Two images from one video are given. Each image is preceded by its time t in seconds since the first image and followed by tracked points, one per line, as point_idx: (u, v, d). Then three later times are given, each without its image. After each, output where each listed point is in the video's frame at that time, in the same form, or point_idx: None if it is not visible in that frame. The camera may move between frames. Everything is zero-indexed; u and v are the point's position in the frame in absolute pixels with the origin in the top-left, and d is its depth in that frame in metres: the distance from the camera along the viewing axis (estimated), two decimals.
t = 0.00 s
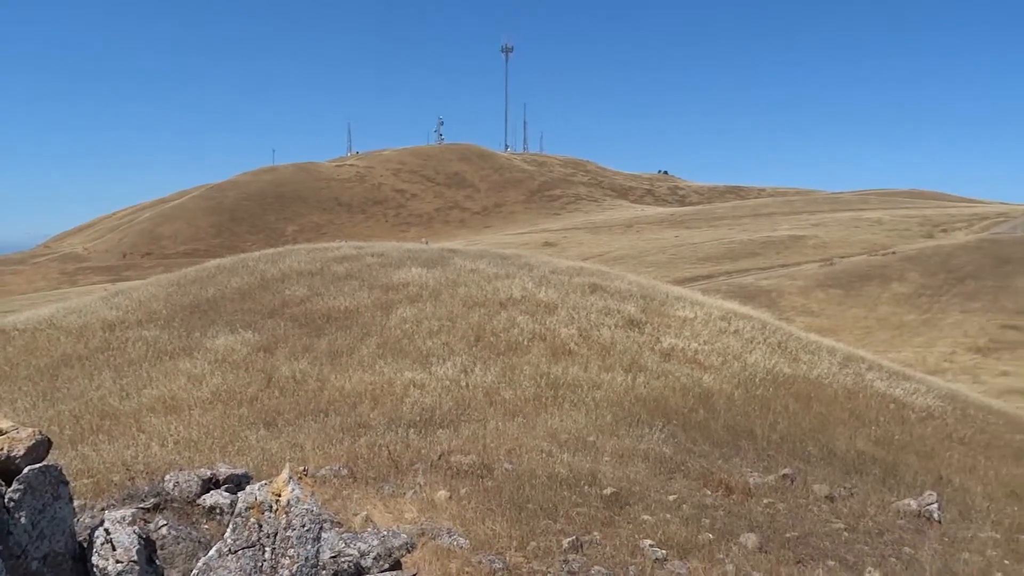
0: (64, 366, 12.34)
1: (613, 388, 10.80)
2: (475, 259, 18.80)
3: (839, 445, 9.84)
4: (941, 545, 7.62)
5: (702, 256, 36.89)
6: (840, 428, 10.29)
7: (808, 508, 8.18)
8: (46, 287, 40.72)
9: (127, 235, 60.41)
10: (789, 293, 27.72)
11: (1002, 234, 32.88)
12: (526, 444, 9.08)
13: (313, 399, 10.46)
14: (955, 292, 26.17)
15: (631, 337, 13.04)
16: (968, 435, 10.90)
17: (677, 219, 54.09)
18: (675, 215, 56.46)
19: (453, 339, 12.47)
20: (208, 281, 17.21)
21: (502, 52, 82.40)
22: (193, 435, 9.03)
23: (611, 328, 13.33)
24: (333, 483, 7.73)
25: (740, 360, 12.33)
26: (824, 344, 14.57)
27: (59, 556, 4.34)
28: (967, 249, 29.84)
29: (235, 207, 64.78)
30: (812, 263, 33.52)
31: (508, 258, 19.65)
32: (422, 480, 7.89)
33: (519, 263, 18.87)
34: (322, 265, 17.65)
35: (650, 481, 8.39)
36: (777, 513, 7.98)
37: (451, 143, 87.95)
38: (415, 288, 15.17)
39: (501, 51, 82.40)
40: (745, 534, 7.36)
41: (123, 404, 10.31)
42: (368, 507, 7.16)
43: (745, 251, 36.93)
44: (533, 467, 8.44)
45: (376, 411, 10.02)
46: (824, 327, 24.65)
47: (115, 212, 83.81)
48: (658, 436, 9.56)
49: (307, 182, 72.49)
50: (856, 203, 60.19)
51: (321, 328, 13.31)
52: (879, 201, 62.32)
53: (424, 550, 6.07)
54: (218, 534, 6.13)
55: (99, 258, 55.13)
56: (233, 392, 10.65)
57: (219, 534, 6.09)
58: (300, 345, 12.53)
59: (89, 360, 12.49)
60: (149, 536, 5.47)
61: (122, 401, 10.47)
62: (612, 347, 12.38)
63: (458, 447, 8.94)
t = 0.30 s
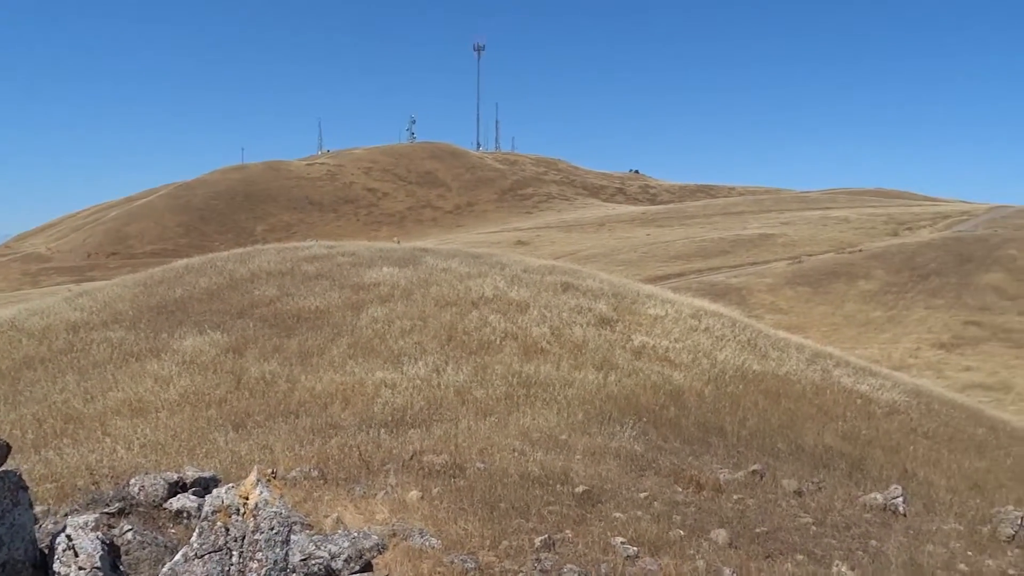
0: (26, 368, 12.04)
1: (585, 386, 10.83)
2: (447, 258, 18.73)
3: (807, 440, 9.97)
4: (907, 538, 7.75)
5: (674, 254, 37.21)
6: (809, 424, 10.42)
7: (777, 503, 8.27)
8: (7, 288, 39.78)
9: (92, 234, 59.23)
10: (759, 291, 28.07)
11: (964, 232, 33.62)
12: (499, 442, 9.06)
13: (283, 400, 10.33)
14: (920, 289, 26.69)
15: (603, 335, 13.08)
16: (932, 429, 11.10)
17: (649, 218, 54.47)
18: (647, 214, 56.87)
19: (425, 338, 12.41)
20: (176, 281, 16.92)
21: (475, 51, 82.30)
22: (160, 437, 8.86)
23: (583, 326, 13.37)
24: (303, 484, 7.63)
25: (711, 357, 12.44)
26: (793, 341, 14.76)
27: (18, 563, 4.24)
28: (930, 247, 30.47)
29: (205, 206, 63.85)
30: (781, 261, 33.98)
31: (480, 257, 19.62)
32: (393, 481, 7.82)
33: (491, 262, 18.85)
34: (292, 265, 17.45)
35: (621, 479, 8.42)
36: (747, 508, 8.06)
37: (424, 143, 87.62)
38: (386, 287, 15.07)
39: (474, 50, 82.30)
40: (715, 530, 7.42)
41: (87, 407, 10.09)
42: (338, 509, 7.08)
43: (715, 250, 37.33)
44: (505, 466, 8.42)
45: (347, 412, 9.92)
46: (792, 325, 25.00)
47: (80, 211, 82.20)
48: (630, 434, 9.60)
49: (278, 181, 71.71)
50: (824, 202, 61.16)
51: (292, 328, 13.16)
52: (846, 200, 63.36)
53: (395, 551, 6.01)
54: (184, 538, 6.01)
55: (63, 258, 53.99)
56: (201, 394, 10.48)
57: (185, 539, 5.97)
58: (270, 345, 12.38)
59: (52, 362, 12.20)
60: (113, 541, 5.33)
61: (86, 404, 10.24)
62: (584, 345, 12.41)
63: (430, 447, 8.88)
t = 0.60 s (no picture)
0: None
1: (557, 385, 10.84)
2: (420, 257, 18.63)
3: (776, 436, 10.09)
4: (873, 531, 7.89)
5: (646, 252, 37.47)
6: (778, 420, 10.55)
7: (747, 499, 8.36)
8: None
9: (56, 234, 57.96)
10: (730, 289, 28.38)
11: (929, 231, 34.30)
12: (472, 442, 9.03)
13: (253, 401, 10.19)
14: (886, 286, 27.18)
15: (576, 333, 13.11)
16: (898, 424, 11.30)
17: (621, 217, 54.79)
18: (619, 212, 57.22)
19: (397, 338, 12.33)
20: (142, 281, 16.61)
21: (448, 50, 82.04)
22: (126, 440, 8.68)
23: (555, 325, 13.38)
24: (274, 486, 7.53)
25: (682, 355, 12.53)
26: (762, 338, 14.94)
27: None
28: (895, 245, 31.05)
29: (173, 205, 62.84)
30: (751, 259, 34.41)
31: (452, 256, 19.56)
32: (365, 481, 7.76)
33: (463, 261, 18.80)
34: (262, 264, 17.22)
35: (594, 476, 8.44)
36: (718, 504, 8.13)
37: (397, 141, 87.17)
38: (358, 287, 14.94)
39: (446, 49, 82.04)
40: (686, 526, 7.48)
41: (51, 409, 9.85)
42: (309, 510, 7.00)
43: (687, 248, 37.67)
44: (478, 465, 8.39)
45: (319, 412, 9.82)
46: (762, 322, 25.32)
47: (43, 210, 80.39)
48: (602, 431, 9.63)
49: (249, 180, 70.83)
50: (792, 201, 62.06)
51: (262, 328, 12.99)
52: (814, 198, 64.33)
53: (367, 550, 5.92)
54: (151, 542, 5.88)
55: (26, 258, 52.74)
56: (169, 395, 10.30)
57: (152, 543, 5.84)
58: (239, 345, 12.20)
59: (14, 364, 11.89)
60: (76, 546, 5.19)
61: (50, 407, 10.00)
62: (556, 344, 12.42)
63: (402, 447, 8.82)
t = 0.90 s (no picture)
0: None
1: (530, 383, 10.86)
2: (392, 256, 18.53)
3: (746, 433, 10.21)
4: (841, 525, 8.03)
5: (618, 251, 37.69)
6: (748, 417, 10.67)
7: (718, 495, 8.45)
8: None
9: (19, 231, 56.60)
10: (701, 287, 28.67)
11: (896, 230, 34.94)
12: (444, 440, 9.00)
13: (223, 401, 10.04)
14: (854, 284, 27.66)
15: (548, 332, 13.13)
16: (865, 420, 11.50)
17: (594, 215, 55.03)
18: (591, 211, 57.48)
19: (369, 337, 12.23)
20: (108, 279, 16.28)
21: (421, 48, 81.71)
22: (92, 442, 8.51)
23: (528, 323, 13.39)
24: (244, 487, 7.43)
25: (654, 353, 12.61)
26: (732, 336, 15.10)
27: None
28: (862, 244, 31.61)
29: (141, 202, 61.75)
30: (722, 258, 34.78)
31: (424, 254, 19.47)
32: (337, 481, 7.69)
33: (436, 259, 18.73)
34: (232, 263, 16.98)
35: (567, 474, 8.47)
36: (690, 501, 8.21)
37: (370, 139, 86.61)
38: (330, 285, 14.80)
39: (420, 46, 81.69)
40: (658, 522, 7.53)
41: (13, 411, 9.61)
42: (280, 510, 6.93)
43: (658, 247, 37.96)
44: (451, 464, 8.36)
45: (290, 412, 9.71)
46: (733, 320, 25.62)
47: (5, 207, 78.48)
48: (575, 429, 9.66)
49: (219, 177, 69.86)
50: (761, 200, 62.95)
51: (232, 328, 12.81)
52: (783, 198, 65.26)
53: (339, 551, 5.87)
54: (117, 546, 5.78)
55: None
56: (136, 396, 10.11)
57: (118, 546, 5.75)
58: (208, 345, 12.03)
59: None
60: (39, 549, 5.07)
61: (12, 408, 9.76)
62: (529, 342, 12.43)
63: (374, 446, 8.76)
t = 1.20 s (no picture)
0: None
1: (503, 381, 10.84)
2: (363, 254, 18.39)
3: (716, 429, 10.31)
4: (809, 519, 8.15)
5: (590, 249, 37.86)
6: (719, 414, 10.77)
7: (689, 491, 8.52)
8: None
9: None
10: (672, 285, 28.92)
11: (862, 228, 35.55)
12: (416, 439, 8.95)
13: (191, 402, 9.88)
14: (822, 282, 28.10)
15: (521, 330, 13.13)
16: (832, 415, 11.68)
17: (566, 213, 55.22)
18: (563, 209, 57.68)
19: (340, 336, 12.12)
20: (72, 279, 15.94)
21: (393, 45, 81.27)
22: (55, 444, 8.31)
23: (501, 321, 13.37)
24: (212, 489, 7.31)
25: (626, 350, 12.68)
26: (703, 333, 15.24)
27: None
28: (830, 242, 32.10)
29: (107, 200, 60.58)
30: (692, 256, 35.12)
31: (396, 252, 19.36)
32: (307, 481, 7.60)
33: (408, 257, 18.63)
34: (200, 261, 16.73)
35: (539, 472, 8.47)
36: (661, 497, 8.26)
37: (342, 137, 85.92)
38: (300, 284, 14.64)
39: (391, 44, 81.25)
40: (630, 519, 7.57)
41: None
42: (250, 512, 6.83)
43: (630, 245, 38.20)
44: (423, 463, 8.33)
45: (260, 412, 9.59)
46: (704, 318, 25.88)
47: None
48: (547, 427, 9.67)
49: (188, 175, 68.81)
50: (731, 198, 63.70)
51: (200, 327, 12.61)
52: (753, 197, 66.10)
53: (310, 553, 5.81)
54: (81, 550, 5.65)
55: None
56: (101, 397, 9.91)
57: (82, 551, 5.62)
58: (176, 345, 11.83)
59: None
60: None
61: None
62: (501, 341, 12.41)
63: (345, 446, 8.69)
